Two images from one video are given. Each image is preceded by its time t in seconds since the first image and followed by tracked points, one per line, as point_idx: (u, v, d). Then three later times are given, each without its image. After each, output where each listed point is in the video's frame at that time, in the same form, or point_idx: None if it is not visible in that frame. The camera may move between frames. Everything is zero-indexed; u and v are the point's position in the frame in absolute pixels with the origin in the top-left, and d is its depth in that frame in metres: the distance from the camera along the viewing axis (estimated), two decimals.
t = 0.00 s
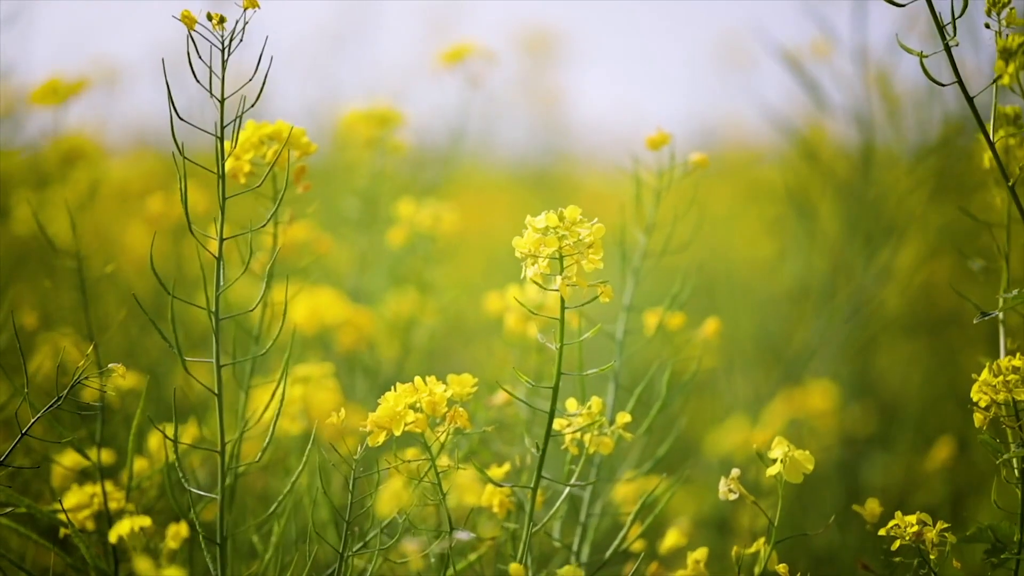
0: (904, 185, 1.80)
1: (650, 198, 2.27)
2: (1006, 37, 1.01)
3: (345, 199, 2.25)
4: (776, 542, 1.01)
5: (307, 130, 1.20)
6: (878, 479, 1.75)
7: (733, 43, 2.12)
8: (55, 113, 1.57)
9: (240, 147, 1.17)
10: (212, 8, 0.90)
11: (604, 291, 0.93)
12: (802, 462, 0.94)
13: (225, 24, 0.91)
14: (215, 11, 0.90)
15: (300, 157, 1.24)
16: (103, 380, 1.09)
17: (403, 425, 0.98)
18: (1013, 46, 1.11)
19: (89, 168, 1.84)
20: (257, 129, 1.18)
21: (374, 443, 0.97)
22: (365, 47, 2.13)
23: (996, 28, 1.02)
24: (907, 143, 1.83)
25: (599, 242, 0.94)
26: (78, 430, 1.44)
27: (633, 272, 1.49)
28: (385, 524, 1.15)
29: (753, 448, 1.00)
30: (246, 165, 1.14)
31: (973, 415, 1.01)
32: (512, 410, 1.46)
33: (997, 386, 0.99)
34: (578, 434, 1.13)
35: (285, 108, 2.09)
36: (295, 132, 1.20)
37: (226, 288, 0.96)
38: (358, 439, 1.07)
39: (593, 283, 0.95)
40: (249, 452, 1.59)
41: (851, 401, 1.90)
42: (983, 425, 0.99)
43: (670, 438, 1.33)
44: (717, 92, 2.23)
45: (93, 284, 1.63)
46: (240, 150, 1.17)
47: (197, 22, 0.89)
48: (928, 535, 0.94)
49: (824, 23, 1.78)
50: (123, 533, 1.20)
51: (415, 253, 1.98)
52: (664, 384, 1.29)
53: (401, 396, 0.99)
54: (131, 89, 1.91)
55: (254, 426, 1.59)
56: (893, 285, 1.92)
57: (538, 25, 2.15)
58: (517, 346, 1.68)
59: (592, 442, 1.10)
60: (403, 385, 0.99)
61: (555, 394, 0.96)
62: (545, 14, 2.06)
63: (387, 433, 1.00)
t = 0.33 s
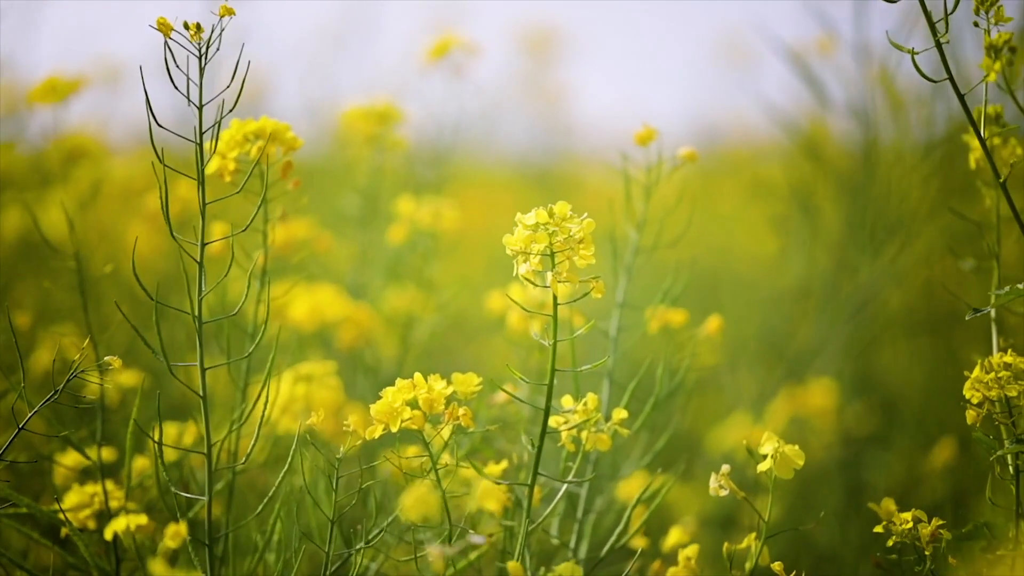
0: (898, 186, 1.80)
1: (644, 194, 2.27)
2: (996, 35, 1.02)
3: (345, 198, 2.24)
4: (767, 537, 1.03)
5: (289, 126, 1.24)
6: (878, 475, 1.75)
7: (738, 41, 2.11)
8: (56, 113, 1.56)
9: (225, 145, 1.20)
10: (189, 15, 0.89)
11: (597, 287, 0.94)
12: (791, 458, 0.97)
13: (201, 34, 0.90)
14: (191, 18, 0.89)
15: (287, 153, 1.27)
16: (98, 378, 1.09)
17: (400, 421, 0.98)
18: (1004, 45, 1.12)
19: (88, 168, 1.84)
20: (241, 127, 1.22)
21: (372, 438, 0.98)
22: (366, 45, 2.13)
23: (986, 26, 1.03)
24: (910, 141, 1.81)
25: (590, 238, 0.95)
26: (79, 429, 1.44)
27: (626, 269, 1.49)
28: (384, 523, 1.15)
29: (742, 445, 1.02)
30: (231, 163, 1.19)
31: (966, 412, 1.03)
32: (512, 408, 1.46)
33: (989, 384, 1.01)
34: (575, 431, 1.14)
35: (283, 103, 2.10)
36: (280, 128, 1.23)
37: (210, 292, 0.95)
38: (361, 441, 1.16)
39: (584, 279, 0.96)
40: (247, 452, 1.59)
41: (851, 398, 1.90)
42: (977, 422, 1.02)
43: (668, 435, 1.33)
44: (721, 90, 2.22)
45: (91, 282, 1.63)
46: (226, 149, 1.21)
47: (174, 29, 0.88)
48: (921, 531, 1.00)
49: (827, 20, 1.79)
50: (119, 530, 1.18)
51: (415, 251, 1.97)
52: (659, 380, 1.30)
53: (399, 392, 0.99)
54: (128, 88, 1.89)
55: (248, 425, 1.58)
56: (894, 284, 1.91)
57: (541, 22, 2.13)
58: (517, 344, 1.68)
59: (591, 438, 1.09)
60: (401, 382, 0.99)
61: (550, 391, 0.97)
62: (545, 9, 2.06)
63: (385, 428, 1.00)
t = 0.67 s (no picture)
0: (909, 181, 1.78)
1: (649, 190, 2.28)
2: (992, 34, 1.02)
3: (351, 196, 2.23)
4: (765, 534, 1.07)
5: (292, 124, 1.23)
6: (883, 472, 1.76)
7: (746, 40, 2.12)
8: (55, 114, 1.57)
9: (227, 145, 1.20)
10: (169, 20, 0.89)
11: (602, 284, 0.93)
12: (783, 452, 0.99)
13: (180, 40, 0.90)
14: (171, 23, 0.89)
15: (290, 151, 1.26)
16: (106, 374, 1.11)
17: (403, 419, 0.99)
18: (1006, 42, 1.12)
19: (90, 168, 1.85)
20: (244, 126, 1.21)
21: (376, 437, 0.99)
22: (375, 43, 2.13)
23: (979, 26, 1.04)
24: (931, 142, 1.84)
25: (595, 236, 0.95)
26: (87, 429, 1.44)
27: (628, 266, 1.46)
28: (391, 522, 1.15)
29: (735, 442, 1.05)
30: (235, 161, 1.19)
31: (971, 409, 1.03)
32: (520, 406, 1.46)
33: (994, 380, 1.01)
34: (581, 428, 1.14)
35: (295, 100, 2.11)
36: (282, 125, 1.22)
37: (195, 295, 0.94)
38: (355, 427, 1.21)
39: (590, 278, 0.96)
40: (255, 450, 1.59)
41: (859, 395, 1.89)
42: (982, 418, 1.02)
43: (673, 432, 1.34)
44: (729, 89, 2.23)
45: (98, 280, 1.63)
46: (228, 149, 1.20)
47: (154, 33, 0.88)
48: (930, 529, 1.03)
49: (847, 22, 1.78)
50: (121, 531, 1.18)
51: (422, 248, 1.97)
52: (663, 377, 1.29)
53: (401, 391, 1.00)
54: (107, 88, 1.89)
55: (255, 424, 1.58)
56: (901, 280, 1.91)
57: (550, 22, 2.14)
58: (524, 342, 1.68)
59: (595, 436, 1.09)
60: (403, 381, 0.99)
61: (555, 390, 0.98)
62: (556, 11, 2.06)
63: (389, 427, 1.01)
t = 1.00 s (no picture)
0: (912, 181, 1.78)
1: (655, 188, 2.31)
2: (980, 32, 1.03)
3: (362, 195, 2.24)
4: (772, 532, 1.07)
5: (309, 124, 1.24)
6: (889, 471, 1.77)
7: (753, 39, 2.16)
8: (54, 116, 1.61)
9: (245, 143, 1.21)
10: (139, 21, 0.89)
11: (603, 282, 0.94)
12: (787, 449, 0.99)
13: (152, 39, 0.90)
14: (141, 24, 0.89)
15: (306, 150, 1.26)
16: (116, 375, 1.11)
17: (410, 419, 0.99)
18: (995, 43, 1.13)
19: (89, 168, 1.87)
20: (261, 124, 1.22)
21: (383, 437, 1.00)
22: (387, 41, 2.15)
23: (969, 26, 1.05)
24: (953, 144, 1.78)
25: (596, 233, 0.96)
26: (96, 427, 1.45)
27: (634, 264, 1.44)
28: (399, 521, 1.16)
29: (740, 438, 1.05)
30: (251, 160, 1.19)
31: (969, 408, 1.04)
32: (528, 405, 1.47)
33: (991, 378, 1.02)
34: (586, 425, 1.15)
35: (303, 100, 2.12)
36: (300, 126, 1.23)
37: (182, 295, 0.94)
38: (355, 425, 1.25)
39: (591, 275, 0.97)
40: (265, 449, 1.59)
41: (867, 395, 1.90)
42: (979, 417, 1.03)
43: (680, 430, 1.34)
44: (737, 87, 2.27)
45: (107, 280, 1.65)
46: (245, 147, 1.21)
47: (124, 36, 0.88)
48: (930, 527, 1.03)
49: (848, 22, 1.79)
50: (122, 531, 1.17)
51: (430, 248, 1.97)
52: (669, 375, 1.29)
53: (408, 391, 1.00)
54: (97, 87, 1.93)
55: (264, 424, 1.58)
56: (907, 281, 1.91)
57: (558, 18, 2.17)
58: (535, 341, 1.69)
59: (601, 433, 1.11)
60: (409, 381, 1.00)
61: (559, 386, 0.99)
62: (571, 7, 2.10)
63: (397, 427, 1.01)
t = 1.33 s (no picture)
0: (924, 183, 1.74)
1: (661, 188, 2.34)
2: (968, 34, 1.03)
3: (370, 194, 2.25)
4: (781, 532, 1.07)
5: (318, 123, 1.23)
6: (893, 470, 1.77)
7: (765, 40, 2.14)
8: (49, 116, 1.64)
9: (253, 143, 1.22)
10: (133, 15, 0.89)
11: (610, 281, 0.96)
12: (801, 450, 0.99)
13: (144, 32, 0.89)
14: (135, 18, 0.89)
15: (314, 149, 1.26)
16: (125, 374, 1.11)
17: (423, 420, 0.99)
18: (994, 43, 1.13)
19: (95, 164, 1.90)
20: (269, 123, 1.22)
21: (395, 438, 0.99)
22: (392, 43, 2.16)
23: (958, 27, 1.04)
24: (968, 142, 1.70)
25: (602, 233, 0.96)
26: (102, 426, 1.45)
27: (641, 264, 1.44)
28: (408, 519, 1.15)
29: (753, 438, 1.05)
30: (259, 160, 1.21)
31: (964, 406, 1.04)
32: (534, 404, 1.47)
33: (982, 377, 1.02)
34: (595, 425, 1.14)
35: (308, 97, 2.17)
36: (308, 125, 1.23)
37: (181, 291, 0.94)
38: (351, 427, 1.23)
39: (598, 275, 0.98)
40: (271, 447, 1.60)
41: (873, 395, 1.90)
42: (974, 416, 1.03)
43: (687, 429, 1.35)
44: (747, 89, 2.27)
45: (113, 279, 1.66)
46: (253, 146, 1.22)
47: (118, 30, 0.88)
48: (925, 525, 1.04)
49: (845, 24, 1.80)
50: (124, 531, 1.15)
51: (437, 247, 1.98)
52: (676, 375, 1.29)
53: (421, 391, 0.99)
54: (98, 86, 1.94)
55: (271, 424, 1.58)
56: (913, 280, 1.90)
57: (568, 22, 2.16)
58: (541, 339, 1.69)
59: (609, 432, 1.12)
60: (422, 382, 0.99)
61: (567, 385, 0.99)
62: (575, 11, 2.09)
63: (408, 427, 1.01)
